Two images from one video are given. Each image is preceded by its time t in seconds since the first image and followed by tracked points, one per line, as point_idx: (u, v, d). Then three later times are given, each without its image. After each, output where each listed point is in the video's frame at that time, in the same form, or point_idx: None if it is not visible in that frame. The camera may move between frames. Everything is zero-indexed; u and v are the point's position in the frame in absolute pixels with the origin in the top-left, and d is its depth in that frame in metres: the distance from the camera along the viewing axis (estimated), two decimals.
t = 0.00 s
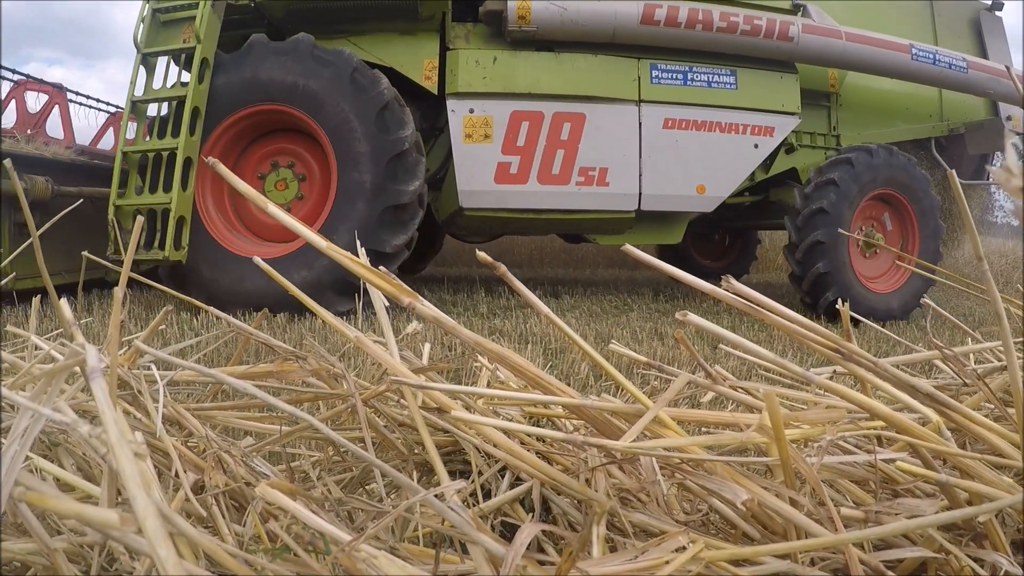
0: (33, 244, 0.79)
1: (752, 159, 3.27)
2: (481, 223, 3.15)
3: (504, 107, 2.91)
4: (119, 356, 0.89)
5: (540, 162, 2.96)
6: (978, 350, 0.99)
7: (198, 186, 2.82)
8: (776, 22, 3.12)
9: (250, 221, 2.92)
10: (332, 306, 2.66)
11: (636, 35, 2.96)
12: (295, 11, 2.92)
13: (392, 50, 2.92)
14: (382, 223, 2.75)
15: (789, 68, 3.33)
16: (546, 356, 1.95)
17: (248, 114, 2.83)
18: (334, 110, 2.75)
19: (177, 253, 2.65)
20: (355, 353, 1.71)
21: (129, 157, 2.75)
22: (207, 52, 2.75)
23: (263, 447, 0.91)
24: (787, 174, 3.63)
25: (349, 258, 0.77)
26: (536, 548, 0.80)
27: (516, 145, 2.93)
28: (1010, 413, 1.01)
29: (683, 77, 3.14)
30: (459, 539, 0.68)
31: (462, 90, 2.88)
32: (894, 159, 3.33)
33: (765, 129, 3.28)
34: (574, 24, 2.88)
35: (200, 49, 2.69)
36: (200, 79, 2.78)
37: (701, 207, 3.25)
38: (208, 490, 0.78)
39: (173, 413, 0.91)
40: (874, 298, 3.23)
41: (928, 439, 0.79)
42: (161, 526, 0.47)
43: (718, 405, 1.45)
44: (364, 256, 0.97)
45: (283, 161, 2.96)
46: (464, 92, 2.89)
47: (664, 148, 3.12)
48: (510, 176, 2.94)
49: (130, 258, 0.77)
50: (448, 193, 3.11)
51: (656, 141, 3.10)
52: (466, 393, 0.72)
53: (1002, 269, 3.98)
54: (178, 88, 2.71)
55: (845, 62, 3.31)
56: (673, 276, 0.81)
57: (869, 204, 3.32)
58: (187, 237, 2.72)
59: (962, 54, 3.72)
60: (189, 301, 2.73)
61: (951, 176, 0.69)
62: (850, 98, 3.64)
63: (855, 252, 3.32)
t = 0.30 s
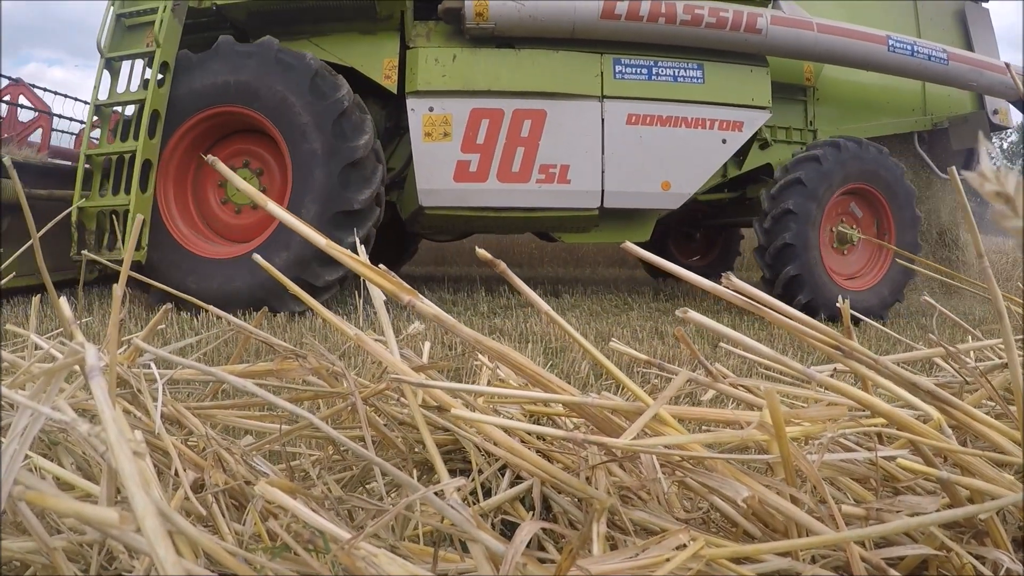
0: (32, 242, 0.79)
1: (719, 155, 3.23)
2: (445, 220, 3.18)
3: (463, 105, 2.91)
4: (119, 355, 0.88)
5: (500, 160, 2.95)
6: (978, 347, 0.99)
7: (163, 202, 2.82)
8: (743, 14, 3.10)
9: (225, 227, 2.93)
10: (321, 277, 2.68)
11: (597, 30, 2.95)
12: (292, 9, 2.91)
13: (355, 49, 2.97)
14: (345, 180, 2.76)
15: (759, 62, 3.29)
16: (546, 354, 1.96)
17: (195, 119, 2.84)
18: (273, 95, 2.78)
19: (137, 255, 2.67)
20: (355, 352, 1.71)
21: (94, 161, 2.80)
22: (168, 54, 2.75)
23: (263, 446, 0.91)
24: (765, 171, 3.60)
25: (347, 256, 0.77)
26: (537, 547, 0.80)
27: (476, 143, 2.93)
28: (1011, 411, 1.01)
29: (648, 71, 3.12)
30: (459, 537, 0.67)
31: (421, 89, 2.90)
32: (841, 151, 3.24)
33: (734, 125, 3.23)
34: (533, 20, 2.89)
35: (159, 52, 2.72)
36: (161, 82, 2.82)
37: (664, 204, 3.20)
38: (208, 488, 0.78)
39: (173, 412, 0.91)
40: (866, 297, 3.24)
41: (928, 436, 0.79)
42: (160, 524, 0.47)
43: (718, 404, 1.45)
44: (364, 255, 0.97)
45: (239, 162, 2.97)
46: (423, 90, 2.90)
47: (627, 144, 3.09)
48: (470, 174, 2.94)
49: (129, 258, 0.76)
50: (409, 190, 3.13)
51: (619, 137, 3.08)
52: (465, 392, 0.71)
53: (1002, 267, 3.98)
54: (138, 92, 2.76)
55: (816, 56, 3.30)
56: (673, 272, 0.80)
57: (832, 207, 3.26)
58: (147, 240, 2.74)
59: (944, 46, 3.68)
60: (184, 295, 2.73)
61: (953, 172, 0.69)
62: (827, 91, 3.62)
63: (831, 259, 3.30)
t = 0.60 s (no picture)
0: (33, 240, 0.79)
1: (687, 152, 3.15)
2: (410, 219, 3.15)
3: (425, 104, 2.93)
4: (119, 353, 0.88)
5: (462, 158, 2.95)
6: (978, 347, 0.98)
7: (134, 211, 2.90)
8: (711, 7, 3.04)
9: (199, 231, 2.99)
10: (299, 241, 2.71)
11: (559, 25, 2.93)
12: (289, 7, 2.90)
13: (320, 49, 3.03)
14: (298, 139, 2.78)
15: (731, 57, 3.22)
16: (546, 354, 1.96)
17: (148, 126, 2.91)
18: (214, 88, 2.84)
19: (102, 252, 2.79)
20: (354, 351, 1.71)
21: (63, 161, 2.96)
22: (133, 58, 2.90)
23: (262, 446, 0.91)
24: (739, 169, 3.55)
25: (347, 256, 0.77)
26: (536, 547, 0.80)
27: (438, 141, 2.93)
28: (1011, 411, 1.00)
29: (614, 67, 3.07)
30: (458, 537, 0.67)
31: (383, 87, 2.92)
32: (786, 161, 3.08)
33: (703, 121, 3.16)
34: (494, 17, 2.89)
35: (126, 56, 2.86)
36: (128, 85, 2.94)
37: (630, 201, 3.15)
38: (207, 487, 0.78)
39: (172, 411, 0.90)
40: (857, 287, 3.21)
41: (928, 436, 0.79)
42: (160, 523, 0.47)
43: (718, 403, 1.45)
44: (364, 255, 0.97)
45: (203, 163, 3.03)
46: (385, 89, 2.93)
47: (591, 142, 3.04)
48: (433, 173, 2.95)
49: (128, 257, 0.76)
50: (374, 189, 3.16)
51: (585, 134, 3.03)
52: (463, 392, 0.71)
53: (1002, 267, 3.97)
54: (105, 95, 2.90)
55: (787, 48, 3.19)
56: (674, 272, 0.79)
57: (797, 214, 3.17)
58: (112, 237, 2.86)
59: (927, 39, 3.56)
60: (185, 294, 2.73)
61: (954, 172, 0.69)
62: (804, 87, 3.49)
63: (807, 263, 3.27)
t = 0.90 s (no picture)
0: (34, 238, 0.79)
1: (658, 150, 3.08)
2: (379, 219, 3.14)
3: (391, 104, 2.93)
4: (119, 353, 0.88)
5: (429, 158, 2.94)
6: (979, 347, 0.98)
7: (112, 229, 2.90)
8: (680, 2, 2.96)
9: (181, 231, 2.99)
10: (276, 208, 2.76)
11: (524, 23, 2.89)
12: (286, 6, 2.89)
13: (287, 50, 3.04)
14: (247, 113, 2.80)
15: (703, 52, 3.14)
16: (546, 354, 1.95)
17: (111, 138, 2.96)
18: (163, 85, 2.89)
19: (74, 252, 2.82)
20: (354, 351, 1.71)
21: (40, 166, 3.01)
22: (105, 62, 2.92)
23: (262, 445, 0.90)
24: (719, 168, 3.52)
25: (349, 255, 0.76)
26: (537, 545, 0.80)
27: (404, 141, 2.93)
28: (1012, 410, 1.00)
29: (582, 65, 3.02)
30: (458, 537, 0.67)
31: (351, 88, 2.93)
32: (739, 181, 2.99)
33: (675, 117, 3.09)
34: (458, 15, 2.86)
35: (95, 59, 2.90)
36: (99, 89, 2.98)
37: (598, 200, 3.08)
38: (207, 487, 0.78)
39: (172, 410, 0.90)
40: (846, 271, 3.19)
41: (929, 434, 0.78)
42: (160, 523, 0.47)
43: (718, 402, 1.45)
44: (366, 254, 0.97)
45: (175, 165, 3.06)
46: (353, 90, 2.94)
47: (559, 140, 2.99)
48: (399, 172, 2.95)
49: (128, 255, 0.76)
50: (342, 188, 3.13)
51: (550, 132, 2.99)
52: (464, 392, 0.71)
53: (1003, 266, 3.97)
54: (76, 99, 2.94)
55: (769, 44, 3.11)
56: (679, 273, 0.79)
57: (766, 221, 3.12)
58: (85, 237, 2.91)
59: (910, 34, 3.39)
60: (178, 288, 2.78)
61: (955, 171, 0.69)
62: (785, 83, 3.40)
63: (788, 264, 3.23)
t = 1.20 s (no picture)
0: (34, 238, 0.79)
1: (641, 148, 3.02)
2: (361, 218, 3.14)
3: (373, 104, 2.93)
4: (118, 353, 0.88)
5: (410, 157, 2.93)
6: (979, 347, 0.98)
7: (104, 237, 2.95)
8: None
9: (169, 229, 3.00)
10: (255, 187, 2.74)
11: (505, 21, 2.86)
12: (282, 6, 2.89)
13: (270, 52, 3.05)
14: (219, 100, 2.81)
15: (689, 49, 3.08)
16: (546, 354, 1.95)
17: (92, 144, 2.97)
18: (136, 86, 2.91)
19: (57, 252, 2.83)
20: (354, 351, 1.71)
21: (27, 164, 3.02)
22: (91, 63, 2.95)
23: (262, 445, 0.90)
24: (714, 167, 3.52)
25: (348, 255, 0.76)
26: (536, 545, 0.80)
27: (386, 140, 2.93)
28: (1011, 409, 1.00)
29: (564, 62, 2.98)
30: (458, 537, 0.67)
31: (333, 87, 2.94)
32: (715, 196, 2.91)
33: (658, 115, 3.02)
34: (438, 14, 2.85)
35: (80, 61, 2.91)
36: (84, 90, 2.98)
37: (580, 199, 3.03)
38: (207, 487, 0.78)
39: (172, 410, 0.90)
40: (840, 260, 3.10)
41: (928, 434, 0.78)
42: (160, 523, 0.47)
43: (718, 402, 1.45)
44: (365, 254, 0.97)
45: (158, 166, 3.07)
46: (336, 89, 2.95)
47: (540, 138, 2.95)
48: (380, 171, 2.94)
49: (128, 255, 0.76)
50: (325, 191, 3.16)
51: (531, 131, 2.95)
52: (463, 393, 0.71)
53: (1002, 266, 3.97)
54: (60, 99, 2.95)
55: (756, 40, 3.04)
56: (679, 273, 0.79)
57: (749, 226, 3.04)
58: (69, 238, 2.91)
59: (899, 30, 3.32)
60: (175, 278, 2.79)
61: (952, 170, 0.69)
62: (774, 80, 3.33)
63: (779, 264, 3.15)
